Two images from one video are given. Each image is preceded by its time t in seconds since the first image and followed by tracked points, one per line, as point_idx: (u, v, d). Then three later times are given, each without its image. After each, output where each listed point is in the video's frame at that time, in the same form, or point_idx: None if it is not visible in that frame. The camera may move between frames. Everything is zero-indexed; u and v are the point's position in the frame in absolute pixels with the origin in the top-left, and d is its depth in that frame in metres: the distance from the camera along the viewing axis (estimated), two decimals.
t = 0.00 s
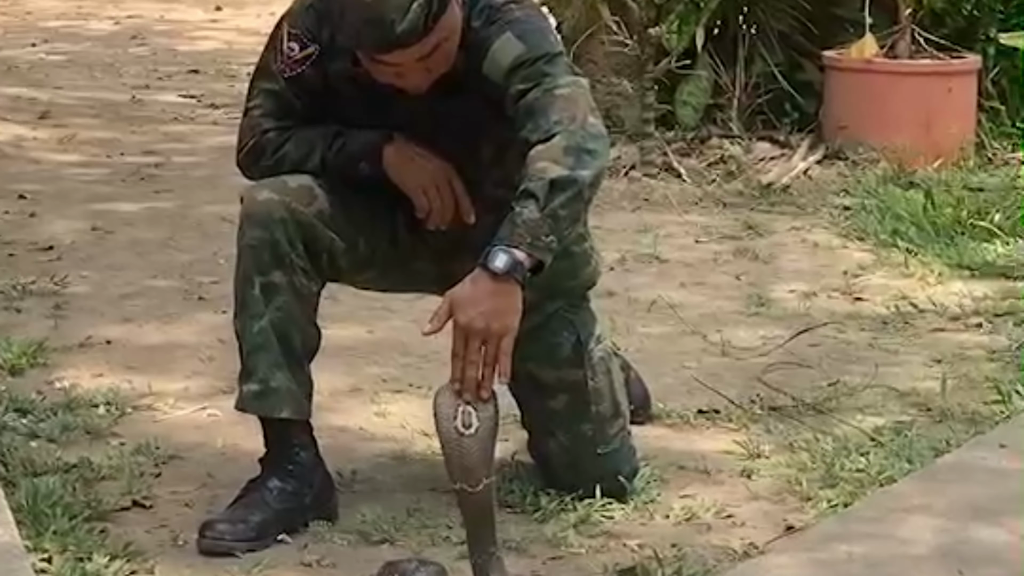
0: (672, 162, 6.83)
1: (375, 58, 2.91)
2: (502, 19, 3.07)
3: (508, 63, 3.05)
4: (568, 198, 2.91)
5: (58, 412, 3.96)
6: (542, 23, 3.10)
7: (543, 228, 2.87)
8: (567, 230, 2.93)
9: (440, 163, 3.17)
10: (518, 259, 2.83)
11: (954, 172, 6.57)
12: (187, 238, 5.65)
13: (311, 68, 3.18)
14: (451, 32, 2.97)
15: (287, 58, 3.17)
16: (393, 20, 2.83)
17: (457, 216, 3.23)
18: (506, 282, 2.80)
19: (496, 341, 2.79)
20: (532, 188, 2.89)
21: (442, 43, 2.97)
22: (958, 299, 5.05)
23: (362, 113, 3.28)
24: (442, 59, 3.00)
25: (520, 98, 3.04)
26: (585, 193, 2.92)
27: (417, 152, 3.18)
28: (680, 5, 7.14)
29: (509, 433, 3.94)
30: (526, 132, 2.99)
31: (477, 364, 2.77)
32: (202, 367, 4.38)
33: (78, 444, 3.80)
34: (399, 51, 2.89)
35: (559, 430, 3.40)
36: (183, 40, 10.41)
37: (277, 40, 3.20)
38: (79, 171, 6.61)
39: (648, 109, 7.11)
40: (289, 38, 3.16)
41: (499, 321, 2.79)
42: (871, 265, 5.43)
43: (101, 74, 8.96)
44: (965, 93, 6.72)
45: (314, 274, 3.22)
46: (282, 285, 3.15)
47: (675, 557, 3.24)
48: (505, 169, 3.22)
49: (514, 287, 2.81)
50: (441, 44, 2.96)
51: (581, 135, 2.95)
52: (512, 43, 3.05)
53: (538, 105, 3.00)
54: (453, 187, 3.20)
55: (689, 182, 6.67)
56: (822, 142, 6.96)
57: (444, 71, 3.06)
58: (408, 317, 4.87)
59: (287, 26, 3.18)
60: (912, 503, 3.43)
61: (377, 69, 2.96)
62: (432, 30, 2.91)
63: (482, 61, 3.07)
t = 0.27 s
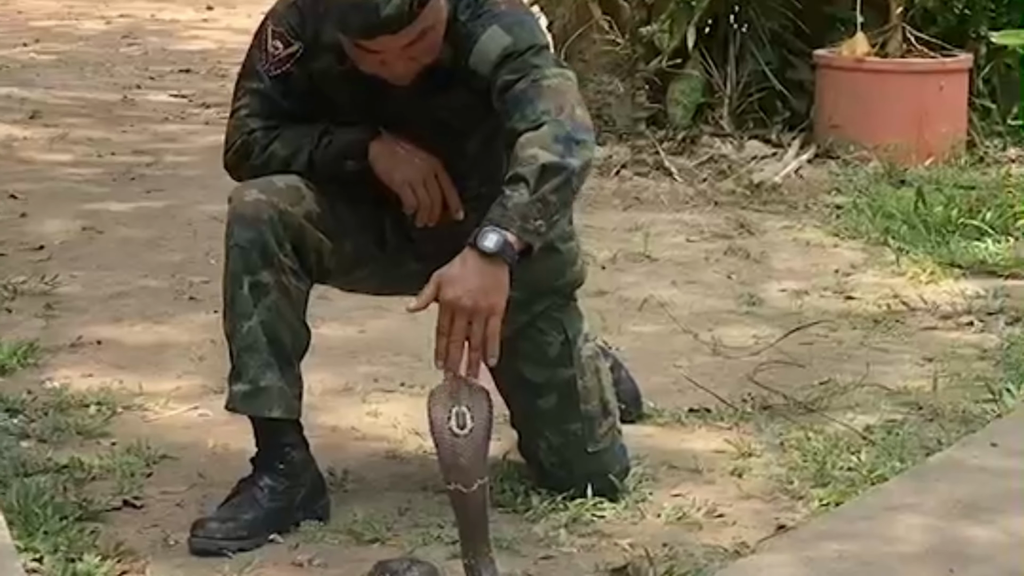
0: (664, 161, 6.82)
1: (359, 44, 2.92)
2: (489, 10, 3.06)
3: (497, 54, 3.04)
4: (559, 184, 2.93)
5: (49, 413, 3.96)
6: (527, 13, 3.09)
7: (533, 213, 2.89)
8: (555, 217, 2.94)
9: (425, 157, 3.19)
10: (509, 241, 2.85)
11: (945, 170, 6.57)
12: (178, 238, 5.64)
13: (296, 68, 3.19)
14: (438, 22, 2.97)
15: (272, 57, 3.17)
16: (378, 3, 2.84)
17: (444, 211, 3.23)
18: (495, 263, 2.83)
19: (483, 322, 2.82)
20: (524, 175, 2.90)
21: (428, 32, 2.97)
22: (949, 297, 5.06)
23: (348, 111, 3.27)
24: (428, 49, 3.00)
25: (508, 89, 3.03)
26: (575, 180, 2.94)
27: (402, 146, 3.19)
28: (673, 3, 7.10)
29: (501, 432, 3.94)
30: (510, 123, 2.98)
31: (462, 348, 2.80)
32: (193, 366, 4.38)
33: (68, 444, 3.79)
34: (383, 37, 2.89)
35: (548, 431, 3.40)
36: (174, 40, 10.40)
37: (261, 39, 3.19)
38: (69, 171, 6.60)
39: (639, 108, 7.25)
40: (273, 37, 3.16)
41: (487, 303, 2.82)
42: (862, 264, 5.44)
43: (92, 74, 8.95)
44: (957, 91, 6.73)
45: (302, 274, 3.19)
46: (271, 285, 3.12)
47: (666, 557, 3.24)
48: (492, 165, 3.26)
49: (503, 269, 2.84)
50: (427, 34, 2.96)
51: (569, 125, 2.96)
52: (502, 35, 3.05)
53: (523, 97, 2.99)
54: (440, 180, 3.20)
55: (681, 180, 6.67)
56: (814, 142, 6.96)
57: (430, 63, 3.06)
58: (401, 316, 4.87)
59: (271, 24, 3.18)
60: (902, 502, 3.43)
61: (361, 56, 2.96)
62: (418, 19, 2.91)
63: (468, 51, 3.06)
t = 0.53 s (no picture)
0: (654, 158, 6.82)
1: (340, 10, 2.93)
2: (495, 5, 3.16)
3: (506, 41, 3.14)
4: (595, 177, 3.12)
5: (39, 410, 3.96)
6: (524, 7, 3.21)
7: (569, 197, 3.07)
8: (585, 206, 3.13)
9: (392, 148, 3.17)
10: (551, 216, 3.03)
11: (935, 166, 6.58)
12: (169, 235, 5.64)
13: (268, 65, 3.20)
14: None
15: (244, 55, 3.20)
16: None
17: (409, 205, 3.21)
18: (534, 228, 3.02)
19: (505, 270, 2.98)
20: (566, 162, 3.08)
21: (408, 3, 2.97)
22: (940, 293, 5.06)
23: (320, 109, 3.26)
24: (408, 21, 3.01)
25: (525, 83, 3.14)
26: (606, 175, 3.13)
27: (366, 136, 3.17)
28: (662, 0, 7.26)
29: (492, 428, 3.94)
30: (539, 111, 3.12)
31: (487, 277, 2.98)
32: (184, 363, 4.38)
33: (59, 441, 3.79)
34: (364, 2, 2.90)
35: (537, 430, 3.42)
36: (165, 38, 10.39)
37: (234, 41, 3.23)
38: (60, 168, 6.59)
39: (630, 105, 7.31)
40: (244, 37, 3.20)
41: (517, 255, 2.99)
42: (853, 260, 5.44)
43: (83, 71, 8.95)
44: (948, 87, 6.73)
45: (289, 274, 3.20)
46: (259, 286, 3.13)
47: (657, 552, 3.25)
48: (468, 158, 3.24)
49: (538, 237, 3.02)
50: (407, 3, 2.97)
51: (598, 121, 3.15)
52: (506, 23, 3.15)
53: (546, 89, 3.13)
54: (405, 173, 3.17)
55: (671, 177, 6.67)
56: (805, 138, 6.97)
57: (409, 38, 3.06)
58: (392, 313, 4.87)
59: (243, 25, 3.22)
60: (892, 497, 3.44)
61: (342, 25, 2.97)
62: None
63: (467, 38, 3.13)
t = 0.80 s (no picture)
0: (645, 154, 6.82)
1: None
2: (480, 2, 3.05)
3: (493, 41, 3.04)
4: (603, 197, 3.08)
5: (30, 407, 3.95)
6: None
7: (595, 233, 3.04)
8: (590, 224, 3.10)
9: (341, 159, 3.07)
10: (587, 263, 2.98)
11: (925, 162, 6.58)
12: (160, 232, 5.63)
13: (226, 76, 3.12)
14: None
15: (200, 67, 3.12)
16: None
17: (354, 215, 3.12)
18: (578, 285, 2.97)
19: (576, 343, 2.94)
20: (582, 195, 3.02)
21: None
22: (931, 289, 5.07)
23: (281, 117, 3.18)
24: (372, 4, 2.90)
25: (522, 88, 3.05)
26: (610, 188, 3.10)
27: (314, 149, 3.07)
28: None
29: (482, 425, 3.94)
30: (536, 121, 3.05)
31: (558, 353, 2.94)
32: (174, 360, 4.37)
33: (49, 438, 3.79)
34: None
35: (520, 431, 3.38)
36: (156, 35, 10.39)
37: (190, 54, 3.15)
38: (51, 166, 6.59)
39: (621, 101, 7.16)
40: (199, 50, 3.12)
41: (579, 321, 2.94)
42: (844, 255, 5.45)
43: (73, 69, 8.93)
44: (938, 83, 6.75)
45: (275, 282, 3.17)
46: (246, 296, 3.11)
47: (648, 548, 3.25)
48: (437, 155, 3.18)
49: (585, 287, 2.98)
50: None
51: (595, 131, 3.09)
52: (491, 19, 3.05)
53: (537, 92, 3.06)
54: (354, 186, 3.08)
55: (662, 173, 6.67)
56: (794, 134, 6.98)
57: (371, 26, 2.95)
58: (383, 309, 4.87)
59: (198, 37, 3.14)
60: (883, 493, 3.44)
61: (305, 6, 2.85)
62: None
63: (447, 34, 3.06)
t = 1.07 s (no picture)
0: (636, 150, 6.82)
1: None
2: None
3: (477, 20, 2.97)
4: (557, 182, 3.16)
5: (21, 405, 3.95)
6: None
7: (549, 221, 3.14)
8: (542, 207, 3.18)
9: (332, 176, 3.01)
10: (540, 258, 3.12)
11: (917, 158, 6.59)
12: (152, 229, 5.63)
13: (205, 73, 3.00)
14: None
15: (179, 66, 3.00)
16: None
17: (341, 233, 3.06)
18: (535, 269, 3.10)
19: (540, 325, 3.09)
20: (541, 185, 3.09)
21: None
22: (922, 284, 5.08)
23: (264, 111, 3.05)
24: None
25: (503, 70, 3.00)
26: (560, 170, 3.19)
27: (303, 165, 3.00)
28: None
29: (474, 421, 3.94)
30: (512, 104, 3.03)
31: (531, 335, 3.10)
32: (165, 358, 4.37)
33: (41, 435, 3.78)
34: None
35: (519, 433, 3.28)
36: (147, 32, 10.38)
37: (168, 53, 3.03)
38: (43, 163, 6.58)
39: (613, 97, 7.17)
40: (177, 47, 3.00)
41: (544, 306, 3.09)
42: (835, 251, 5.45)
43: (64, 66, 8.92)
44: (929, 79, 6.75)
45: (264, 290, 3.11)
46: (233, 303, 3.06)
47: (640, 543, 3.25)
48: (430, 142, 3.06)
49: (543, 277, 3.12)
50: None
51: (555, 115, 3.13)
52: None
53: (516, 74, 3.02)
54: (344, 204, 3.01)
55: (654, 169, 6.67)
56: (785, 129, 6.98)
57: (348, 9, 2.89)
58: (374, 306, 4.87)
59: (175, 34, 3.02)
60: (874, 488, 3.44)
61: None
62: None
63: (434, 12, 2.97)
